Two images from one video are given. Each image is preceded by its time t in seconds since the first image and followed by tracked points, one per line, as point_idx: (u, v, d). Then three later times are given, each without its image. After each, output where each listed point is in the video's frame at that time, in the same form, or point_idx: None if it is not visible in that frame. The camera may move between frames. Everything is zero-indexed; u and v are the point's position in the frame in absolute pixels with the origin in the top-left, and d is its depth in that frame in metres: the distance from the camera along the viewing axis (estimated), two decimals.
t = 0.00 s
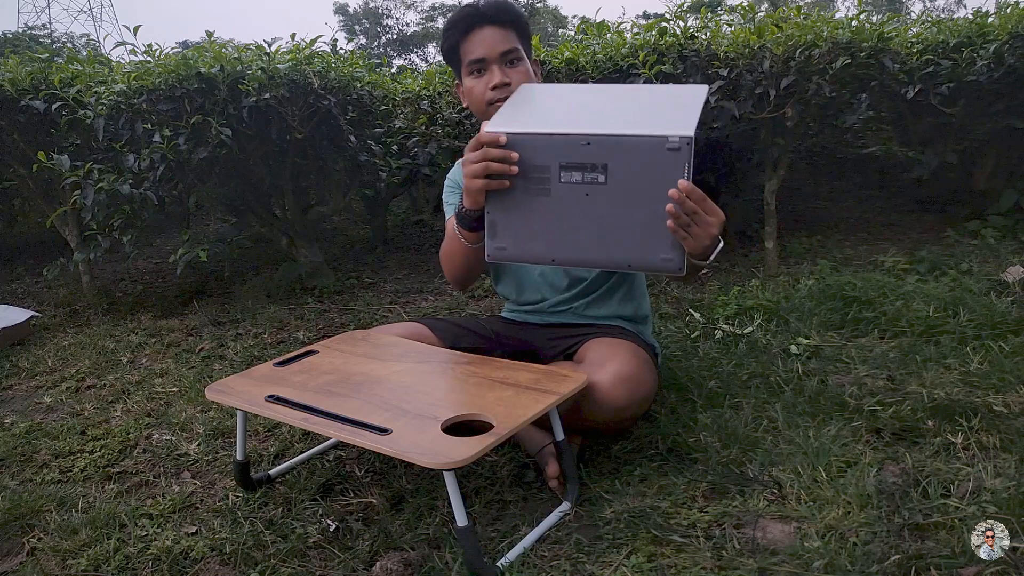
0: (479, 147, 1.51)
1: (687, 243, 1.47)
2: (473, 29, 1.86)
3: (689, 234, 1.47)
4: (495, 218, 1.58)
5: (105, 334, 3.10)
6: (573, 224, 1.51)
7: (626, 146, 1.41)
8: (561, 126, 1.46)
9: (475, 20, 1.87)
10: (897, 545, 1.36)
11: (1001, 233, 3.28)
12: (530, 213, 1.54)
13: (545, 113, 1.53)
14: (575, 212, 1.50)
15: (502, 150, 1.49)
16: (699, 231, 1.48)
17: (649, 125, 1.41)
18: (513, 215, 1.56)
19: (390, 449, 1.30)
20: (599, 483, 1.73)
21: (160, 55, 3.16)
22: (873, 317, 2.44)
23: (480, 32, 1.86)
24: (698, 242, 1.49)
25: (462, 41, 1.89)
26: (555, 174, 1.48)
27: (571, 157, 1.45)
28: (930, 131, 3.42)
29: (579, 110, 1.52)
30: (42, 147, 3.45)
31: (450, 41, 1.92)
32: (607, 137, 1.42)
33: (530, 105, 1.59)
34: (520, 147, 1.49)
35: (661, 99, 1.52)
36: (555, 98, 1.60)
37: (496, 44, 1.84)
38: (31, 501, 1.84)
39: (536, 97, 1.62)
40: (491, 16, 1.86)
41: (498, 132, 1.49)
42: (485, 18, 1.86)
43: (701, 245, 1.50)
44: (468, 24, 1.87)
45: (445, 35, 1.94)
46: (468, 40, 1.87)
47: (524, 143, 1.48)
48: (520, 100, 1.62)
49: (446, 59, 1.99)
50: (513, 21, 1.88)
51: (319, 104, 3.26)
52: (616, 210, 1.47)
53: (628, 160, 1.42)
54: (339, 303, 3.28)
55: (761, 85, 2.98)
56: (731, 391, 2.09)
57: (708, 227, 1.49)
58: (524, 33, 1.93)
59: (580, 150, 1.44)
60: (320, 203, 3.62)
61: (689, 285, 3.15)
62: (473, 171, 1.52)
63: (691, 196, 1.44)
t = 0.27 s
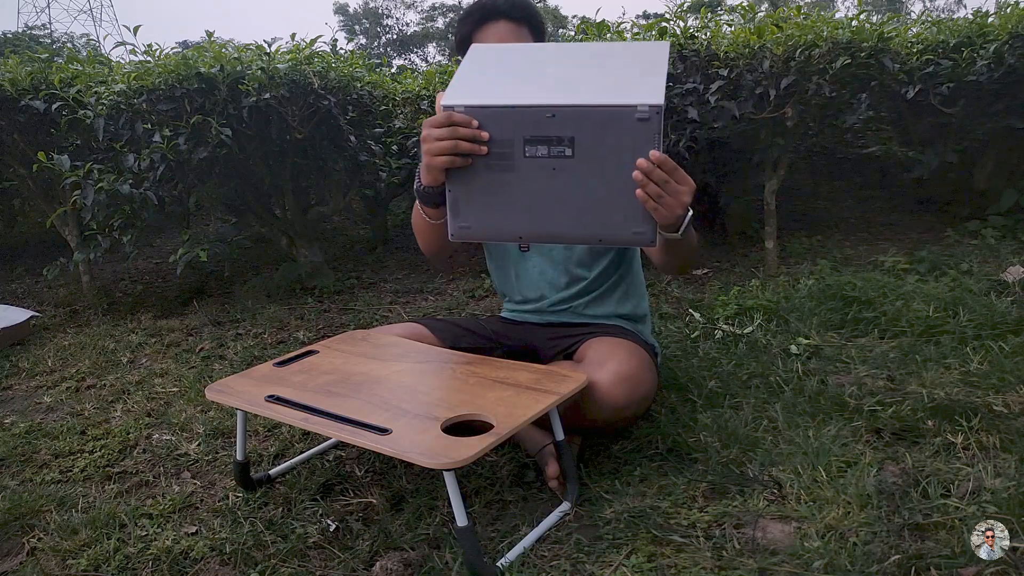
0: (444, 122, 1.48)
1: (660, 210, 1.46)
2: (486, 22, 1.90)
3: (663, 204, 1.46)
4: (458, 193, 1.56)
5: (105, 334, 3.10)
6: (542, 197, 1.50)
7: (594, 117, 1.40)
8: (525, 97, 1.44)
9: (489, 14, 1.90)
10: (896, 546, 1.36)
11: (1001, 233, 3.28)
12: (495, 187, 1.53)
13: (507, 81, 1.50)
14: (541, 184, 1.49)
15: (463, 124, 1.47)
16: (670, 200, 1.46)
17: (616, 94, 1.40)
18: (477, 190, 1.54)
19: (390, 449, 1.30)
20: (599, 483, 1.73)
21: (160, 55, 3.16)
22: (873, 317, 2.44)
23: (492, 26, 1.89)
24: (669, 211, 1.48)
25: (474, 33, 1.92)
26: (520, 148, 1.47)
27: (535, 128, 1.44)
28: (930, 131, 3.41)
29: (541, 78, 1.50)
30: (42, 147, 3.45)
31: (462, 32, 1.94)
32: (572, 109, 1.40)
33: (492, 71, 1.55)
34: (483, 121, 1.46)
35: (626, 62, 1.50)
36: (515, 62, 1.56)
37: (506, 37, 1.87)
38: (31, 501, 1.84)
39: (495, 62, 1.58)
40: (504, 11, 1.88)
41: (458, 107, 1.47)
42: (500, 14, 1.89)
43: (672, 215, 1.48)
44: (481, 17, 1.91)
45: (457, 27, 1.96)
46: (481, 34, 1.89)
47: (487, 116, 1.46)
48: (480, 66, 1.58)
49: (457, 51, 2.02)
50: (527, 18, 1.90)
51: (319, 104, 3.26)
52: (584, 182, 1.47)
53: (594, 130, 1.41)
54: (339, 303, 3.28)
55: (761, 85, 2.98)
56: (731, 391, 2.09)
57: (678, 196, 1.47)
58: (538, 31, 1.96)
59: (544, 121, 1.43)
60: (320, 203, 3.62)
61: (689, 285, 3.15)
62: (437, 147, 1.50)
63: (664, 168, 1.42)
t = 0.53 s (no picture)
0: (418, 115, 1.52)
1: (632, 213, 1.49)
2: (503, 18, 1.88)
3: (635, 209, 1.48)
4: (433, 189, 1.61)
5: (105, 334, 3.10)
6: (515, 195, 1.54)
7: (567, 121, 1.43)
8: (500, 98, 1.47)
9: (507, 9, 1.88)
10: (897, 546, 1.36)
11: (1001, 233, 3.28)
12: (471, 183, 1.57)
13: (485, 80, 1.53)
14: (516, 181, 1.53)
15: (438, 120, 1.51)
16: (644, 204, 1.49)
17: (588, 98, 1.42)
18: (456, 186, 1.58)
19: (390, 448, 1.30)
20: (599, 483, 1.73)
21: (160, 55, 3.16)
22: (873, 317, 2.44)
23: (508, 22, 1.88)
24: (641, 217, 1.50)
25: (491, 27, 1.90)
26: (493, 147, 1.51)
27: (511, 129, 1.47)
28: (930, 131, 3.41)
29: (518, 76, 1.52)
30: (42, 147, 3.45)
31: (478, 23, 1.92)
32: (544, 111, 1.43)
33: (472, 66, 1.58)
34: (458, 119, 1.50)
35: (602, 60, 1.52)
36: (495, 57, 1.58)
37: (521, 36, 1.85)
38: (31, 501, 1.84)
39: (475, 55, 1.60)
40: (522, 7, 1.87)
41: (432, 101, 1.50)
42: (520, 10, 1.87)
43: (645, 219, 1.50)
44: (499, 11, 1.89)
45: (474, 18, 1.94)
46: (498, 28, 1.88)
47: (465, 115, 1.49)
48: (460, 59, 1.60)
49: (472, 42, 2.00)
50: (546, 17, 1.89)
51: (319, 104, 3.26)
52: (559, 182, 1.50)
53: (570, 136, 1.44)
54: (339, 303, 3.28)
55: (761, 85, 2.99)
56: (731, 391, 2.09)
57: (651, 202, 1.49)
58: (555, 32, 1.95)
59: (519, 123, 1.46)
60: (320, 203, 3.62)
61: (689, 285, 3.15)
62: (411, 140, 1.54)
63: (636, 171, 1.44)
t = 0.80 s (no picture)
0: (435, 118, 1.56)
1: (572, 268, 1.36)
2: (510, 14, 1.86)
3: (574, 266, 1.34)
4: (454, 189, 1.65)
5: (105, 334, 3.09)
6: (491, 212, 1.50)
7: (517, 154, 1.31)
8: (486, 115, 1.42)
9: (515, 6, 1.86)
10: (897, 546, 1.36)
11: (1001, 233, 3.28)
12: (468, 188, 1.57)
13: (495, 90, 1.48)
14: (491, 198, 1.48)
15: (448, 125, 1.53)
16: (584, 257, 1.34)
17: (537, 138, 1.27)
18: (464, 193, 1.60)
19: (390, 448, 1.30)
20: (599, 483, 1.73)
21: (160, 55, 3.16)
22: (873, 317, 2.44)
23: (515, 19, 1.85)
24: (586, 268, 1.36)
25: (496, 23, 1.88)
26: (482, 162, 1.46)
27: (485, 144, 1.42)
28: (930, 131, 3.41)
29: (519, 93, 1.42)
30: (42, 147, 3.45)
31: (486, 20, 1.90)
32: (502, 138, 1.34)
33: (505, 72, 1.51)
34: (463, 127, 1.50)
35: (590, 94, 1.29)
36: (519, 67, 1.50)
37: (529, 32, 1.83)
38: (31, 501, 1.84)
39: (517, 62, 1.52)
40: (530, 5, 1.86)
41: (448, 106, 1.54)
42: (526, 8, 1.86)
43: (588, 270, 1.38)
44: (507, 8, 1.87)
45: (480, 15, 1.92)
46: (504, 24, 1.86)
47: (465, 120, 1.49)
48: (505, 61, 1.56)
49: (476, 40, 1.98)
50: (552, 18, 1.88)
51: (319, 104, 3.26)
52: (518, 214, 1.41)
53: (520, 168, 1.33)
54: (339, 303, 3.28)
55: (761, 85, 2.99)
56: (732, 391, 2.09)
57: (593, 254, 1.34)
58: (560, 34, 1.94)
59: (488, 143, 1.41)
60: (320, 203, 3.62)
61: (689, 285, 3.15)
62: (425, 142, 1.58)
63: (565, 229, 1.28)
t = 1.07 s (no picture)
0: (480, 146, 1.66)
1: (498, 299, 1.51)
2: (518, 13, 1.82)
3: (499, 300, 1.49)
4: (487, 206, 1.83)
5: (105, 334, 3.09)
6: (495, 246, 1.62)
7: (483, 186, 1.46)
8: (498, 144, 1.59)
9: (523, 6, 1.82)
10: (897, 545, 1.36)
11: (1001, 233, 3.28)
12: (493, 214, 1.69)
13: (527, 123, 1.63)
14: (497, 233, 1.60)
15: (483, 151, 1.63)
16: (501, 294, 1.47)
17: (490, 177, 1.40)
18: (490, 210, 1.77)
19: (390, 448, 1.30)
20: (599, 483, 1.73)
21: (160, 55, 3.16)
22: (873, 317, 2.44)
23: (523, 18, 1.80)
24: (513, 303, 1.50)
25: (504, 21, 1.84)
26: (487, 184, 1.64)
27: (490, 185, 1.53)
28: (930, 131, 3.41)
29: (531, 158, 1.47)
30: (42, 147, 3.45)
31: (494, 19, 1.86)
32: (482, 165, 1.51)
33: (552, 128, 1.55)
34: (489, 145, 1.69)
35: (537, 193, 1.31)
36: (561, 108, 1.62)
37: (536, 32, 1.78)
38: (31, 501, 1.84)
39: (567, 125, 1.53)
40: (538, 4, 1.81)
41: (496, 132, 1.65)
42: (535, 7, 1.82)
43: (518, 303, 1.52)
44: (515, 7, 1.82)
45: (490, 12, 1.89)
46: (511, 23, 1.82)
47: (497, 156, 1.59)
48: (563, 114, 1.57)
49: (485, 35, 1.94)
50: (561, 18, 1.84)
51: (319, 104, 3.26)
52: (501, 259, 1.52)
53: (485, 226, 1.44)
54: (339, 303, 3.28)
55: (761, 85, 2.99)
56: (732, 391, 2.09)
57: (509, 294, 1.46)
58: (569, 34, 1.89)
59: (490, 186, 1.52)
60: (320, 203, 3.62)
61: (689, 285, 3.15)
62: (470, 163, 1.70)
63: (479, 263, 1.45)
